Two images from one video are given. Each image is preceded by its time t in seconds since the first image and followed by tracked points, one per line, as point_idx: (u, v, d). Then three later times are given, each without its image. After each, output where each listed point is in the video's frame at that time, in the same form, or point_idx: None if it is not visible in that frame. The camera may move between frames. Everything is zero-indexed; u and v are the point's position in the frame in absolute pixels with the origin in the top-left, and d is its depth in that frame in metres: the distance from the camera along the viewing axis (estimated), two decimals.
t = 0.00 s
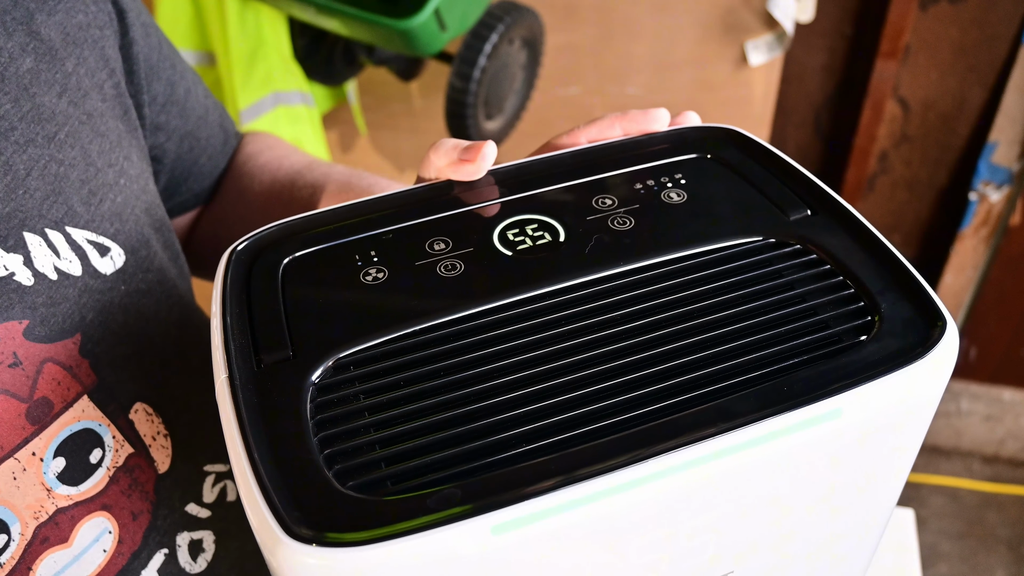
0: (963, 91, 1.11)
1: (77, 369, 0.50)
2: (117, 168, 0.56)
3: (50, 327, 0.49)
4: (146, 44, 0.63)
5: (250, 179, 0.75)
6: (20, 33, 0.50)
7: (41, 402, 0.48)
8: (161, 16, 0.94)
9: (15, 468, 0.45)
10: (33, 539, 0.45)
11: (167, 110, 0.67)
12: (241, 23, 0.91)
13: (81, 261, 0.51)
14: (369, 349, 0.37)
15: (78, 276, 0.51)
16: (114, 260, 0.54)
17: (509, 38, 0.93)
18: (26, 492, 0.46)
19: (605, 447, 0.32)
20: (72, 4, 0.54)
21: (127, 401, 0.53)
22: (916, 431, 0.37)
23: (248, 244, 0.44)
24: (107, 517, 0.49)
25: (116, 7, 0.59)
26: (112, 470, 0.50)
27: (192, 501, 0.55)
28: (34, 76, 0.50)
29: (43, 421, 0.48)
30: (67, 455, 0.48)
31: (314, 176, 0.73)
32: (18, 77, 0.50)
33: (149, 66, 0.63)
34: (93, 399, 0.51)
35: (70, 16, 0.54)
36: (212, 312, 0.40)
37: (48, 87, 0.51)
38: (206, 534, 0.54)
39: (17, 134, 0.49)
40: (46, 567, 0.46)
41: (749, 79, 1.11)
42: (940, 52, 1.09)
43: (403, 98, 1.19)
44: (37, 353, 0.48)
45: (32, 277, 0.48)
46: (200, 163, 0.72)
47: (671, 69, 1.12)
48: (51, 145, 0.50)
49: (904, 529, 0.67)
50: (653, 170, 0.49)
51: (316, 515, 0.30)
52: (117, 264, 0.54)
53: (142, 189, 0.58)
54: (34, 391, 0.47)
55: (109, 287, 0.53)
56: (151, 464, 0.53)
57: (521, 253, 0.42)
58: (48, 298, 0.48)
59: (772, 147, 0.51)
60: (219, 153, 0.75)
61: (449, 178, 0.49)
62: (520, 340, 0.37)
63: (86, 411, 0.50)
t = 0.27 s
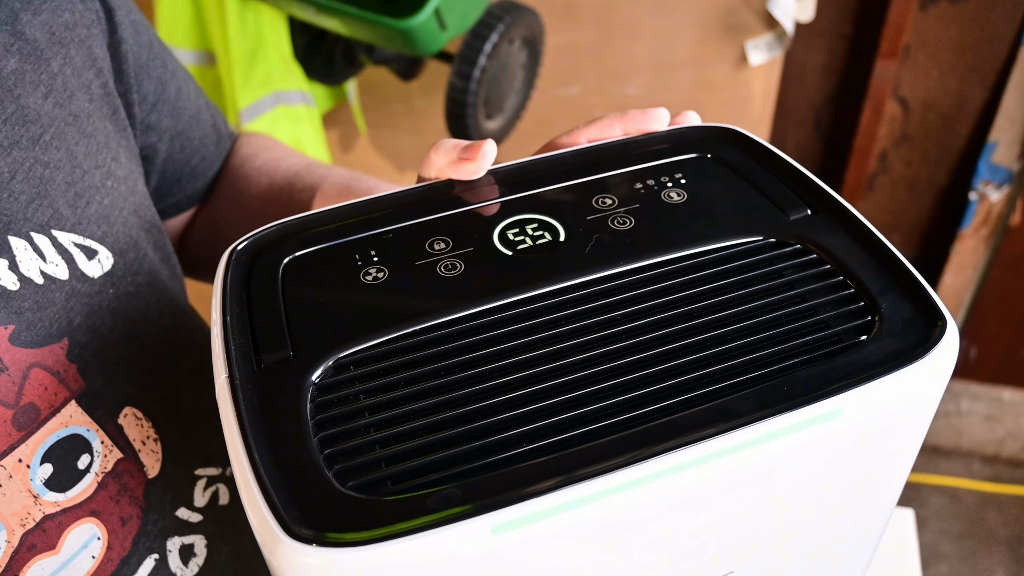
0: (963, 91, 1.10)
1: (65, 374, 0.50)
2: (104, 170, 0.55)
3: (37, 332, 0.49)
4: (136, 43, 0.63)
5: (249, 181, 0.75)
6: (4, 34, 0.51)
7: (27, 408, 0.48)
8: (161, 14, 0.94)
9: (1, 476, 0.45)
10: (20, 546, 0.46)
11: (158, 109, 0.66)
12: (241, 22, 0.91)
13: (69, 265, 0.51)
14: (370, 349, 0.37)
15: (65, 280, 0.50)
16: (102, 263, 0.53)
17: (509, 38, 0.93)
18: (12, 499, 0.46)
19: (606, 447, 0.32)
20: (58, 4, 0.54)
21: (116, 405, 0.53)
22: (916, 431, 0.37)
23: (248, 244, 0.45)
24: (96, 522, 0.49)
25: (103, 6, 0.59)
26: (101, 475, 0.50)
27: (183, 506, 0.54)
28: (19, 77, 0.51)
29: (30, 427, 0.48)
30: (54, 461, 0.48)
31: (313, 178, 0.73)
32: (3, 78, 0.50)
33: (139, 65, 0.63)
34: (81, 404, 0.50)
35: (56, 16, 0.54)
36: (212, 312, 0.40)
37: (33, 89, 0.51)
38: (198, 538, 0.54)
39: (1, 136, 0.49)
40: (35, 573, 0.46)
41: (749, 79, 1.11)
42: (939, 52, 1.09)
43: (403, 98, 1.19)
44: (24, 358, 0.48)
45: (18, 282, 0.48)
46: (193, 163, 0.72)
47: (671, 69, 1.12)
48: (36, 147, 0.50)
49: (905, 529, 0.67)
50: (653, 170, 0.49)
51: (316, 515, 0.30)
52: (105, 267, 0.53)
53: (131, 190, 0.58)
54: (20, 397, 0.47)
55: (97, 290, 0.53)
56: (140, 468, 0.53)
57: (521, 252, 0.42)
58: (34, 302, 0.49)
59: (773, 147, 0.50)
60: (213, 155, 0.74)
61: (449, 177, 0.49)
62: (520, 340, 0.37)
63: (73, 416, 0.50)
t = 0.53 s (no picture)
0: (963, 91, 1.10)
1: (54, 376, 0.49)
2: (93, 169, 0.54)
3: (25, 333, 0.48)
4: (125, 39, 0.62)
5: (247, 180, 0.75)
6: None
7: (15, 411, 0.47)
8: (161, 15, 0.94)
9: None
10: (11, 548, 0.45)
11: (150, 105, 0.66)
12: (241, 24, 0.91)
13: (57, 265, 0.50)
14: (369, 349, 0.37)
15: (53, 280, 0.49)
16: (91, 263, 0.52)
17: (508, 38, 0.93)
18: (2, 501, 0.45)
19: (606, 447, 0.32)
20: None
21: (107, 405, 0.52)
22: (916, 431, 0.37)
23: (248, 244, 0.44)
24: (87, 524, 0.48)
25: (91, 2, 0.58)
26: (93, 476, 0.50)
27: (176, 505, 0.54)
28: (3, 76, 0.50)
29: (18, 429, 0.47)
30: (44, 463, 0.47)
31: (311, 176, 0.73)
32: None
33: (128, 61, 0.62)
34: (71, 405, 0.50)
35: (41, 13, 0.53)
36: (212, 313, 0.40)
37: (18, 88, 0.50)
38: (191, 537, 0.54)
39: None
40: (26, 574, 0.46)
41: (749, 79, 1.11)
42: (939, 52, 1.09)
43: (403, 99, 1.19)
44: (10, 361, 0.47)
45: (3, 283, 0.47)
46: (187, 160, 0.72)
47: (671, 69, 1.12)
48: (21, 147, 0.49)
49: (905, 529, 0.67)
50: (653, 170, 0.49)
51: (316, 515, 0.30)
52: (94, 267, 0.52)
53: (121, 189, 0.57)
54: (7, 400, 0.46)
55: (87, 291, 0.52)
56: (133, 468, 0.52)
57: (521, 253, 0.42)
58: (21, 303, 0.47)
59: (773, 147, 0.50)
60: (207, 153, 0.74)
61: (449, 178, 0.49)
62: (520, 340, 0.37)
63: (63, 417, 0.49)
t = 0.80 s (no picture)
0: (963, 91, 1.10)
1: (45, 375, 0.49)
2: (82, 166, 0.54)
3: (14, 333, 0.47)
4: (116, 34, 0.62)
5: (246, 177, 0.75)
6: None
7: (6, 410, 0.46)
8: (161, 15, 0.94)
9: None
10: (4, 549, 0.45)
11: (142, 101, 0.66)
12: (241, 25, 0.91)
13: (47, 263, 0.49)
14: (370, 349, 0.37)
15: (43, 279, 0.49)
16: (82, 261, 0.52)
17: (509, 38, 0.93)
18: None
19: (606, 447, 0.32)
20: None
21: (99, 404, 0.52)
22: (916, 431, 0.37)
23: (248, 244, 0.44)
24: (82, 523, 0.48)
25: None
26: (86, 475, 0.49)
27: (172, 502, 0.54)
28: None
29: (9, 429, 0.46)
30: (36, 463, 0.47)
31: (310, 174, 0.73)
32: None
33: (120, 55, 0.63)
34: (63, 404, 0.49)
35: (28, 9, 0.52)
36: (212, 313, 0.40)
37: (5, 85, 0.50)
38: (188, 534, 0.54)
39: None
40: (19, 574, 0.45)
41: (749, 79, 1.11)
42: (939, 52, 1.09)
43: (403, 99, 1.19)
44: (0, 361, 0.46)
45: None
46: (181, 154, 0.72)
47: (671, 69, 1.12)
48: (9, 145, 0.49)
49: (905, 530, 0.67)
50: (653, 170, 0.49)
51: (317, 515, 0.30)
52: (85, 265, 0.52)
53: (111, 185, 0.57)
54: None
55: (77, 289, 0.52)
56: (127, 466, 0.52)
57: (521, 252, 0.42)
58: (10, 302, 0.47)
59: (773, 147, 0.50)
60: (202, 148, 0.74)
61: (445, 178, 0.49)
62: (520, 340, 0.37)
63: (55, 417, 0.49)
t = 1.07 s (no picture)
0: (963, 90, 1.10)
1: (42, 373, 0.49)
2: (79, 164, 0.54)
3: (11, 331, 0.47)
4: (113, 32, 0.62)
5: (246, 176, 0.75)
6: None
7: (4, 408, 0.46)
8: (161, 17, 0.94)
9: None
10: (4, 544, 0.45)
11: (140, 99, 0.66)
12: (241, 25, 0.91)
13: (44, 262, 0.49)
14: (370, 349, 0.37)
15: (40, 277, 0.49)
16: (79, 259, 0.52)
17: (509, 38, 0.93)
18: None
19: (606, 447, 0.32)
20: None
21: (97, 400, 0.51)
22: (916, 431, 0.37)
23: (248, 244, 0.44)
24: (81, 518, 0.48)
25: None
26: (84, 471, 0.49)
27: (170, 498, 0.53)
28: None
29: (7, 427, 0.47)
30: (35, 460, 0.47)
31: (310, 173, 0.73)
32: None
33: (117, 54, 0.62)
34: (61, 401, 0.49)
35: (25, 8, 0.52)
36: (212, 313, 0.40)
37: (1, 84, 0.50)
38: (187, 529, 0.53)
39: None
40: (18, 570, 0.46)
41: (749, 79, 1.11)
42: (939, 52, 1.09)
43: (403, 99, 1.19)
44: None
45: None
46: (179, 152, 0.71)
47: (671, 69, 1.11)
48: (5, 144, 0.49)
49: (904, 530, 0.67)
50: (653, 170, 0.49)
51: (317, 515, 0.30)
52: (82, 262, 0.52)
53: (108, 183, 0.57)
54: None
55: (75, 287, 0.51)
56: (125, 462, 0.52)
57: (522, 252, 0.42)
58: (7, 301, 0.47)
59: (773, 147, 0.50)
60: (201, 146, 0.74)
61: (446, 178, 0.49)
62: (521, 340, 0.37)
63: (53, 414, 0.49)
